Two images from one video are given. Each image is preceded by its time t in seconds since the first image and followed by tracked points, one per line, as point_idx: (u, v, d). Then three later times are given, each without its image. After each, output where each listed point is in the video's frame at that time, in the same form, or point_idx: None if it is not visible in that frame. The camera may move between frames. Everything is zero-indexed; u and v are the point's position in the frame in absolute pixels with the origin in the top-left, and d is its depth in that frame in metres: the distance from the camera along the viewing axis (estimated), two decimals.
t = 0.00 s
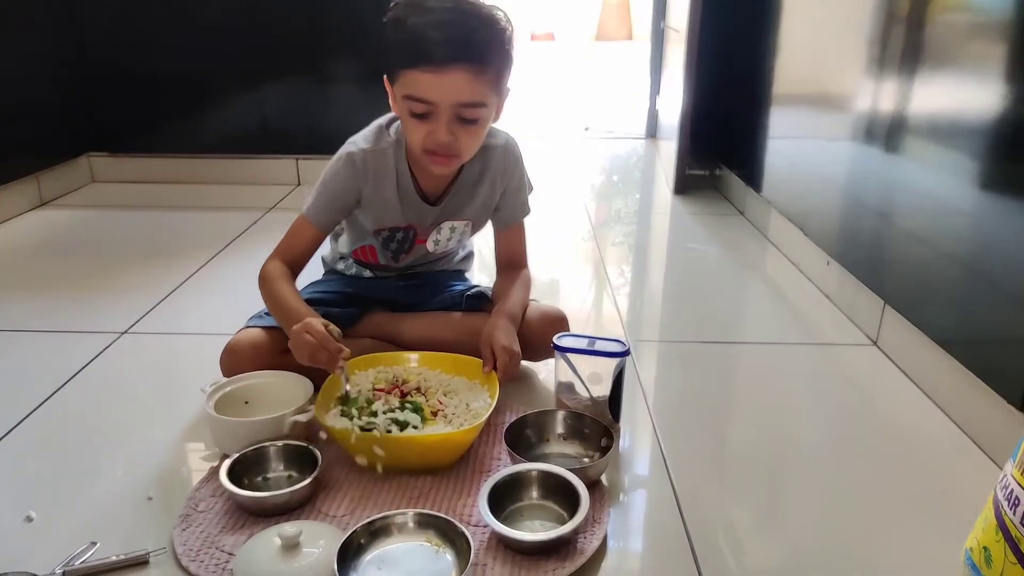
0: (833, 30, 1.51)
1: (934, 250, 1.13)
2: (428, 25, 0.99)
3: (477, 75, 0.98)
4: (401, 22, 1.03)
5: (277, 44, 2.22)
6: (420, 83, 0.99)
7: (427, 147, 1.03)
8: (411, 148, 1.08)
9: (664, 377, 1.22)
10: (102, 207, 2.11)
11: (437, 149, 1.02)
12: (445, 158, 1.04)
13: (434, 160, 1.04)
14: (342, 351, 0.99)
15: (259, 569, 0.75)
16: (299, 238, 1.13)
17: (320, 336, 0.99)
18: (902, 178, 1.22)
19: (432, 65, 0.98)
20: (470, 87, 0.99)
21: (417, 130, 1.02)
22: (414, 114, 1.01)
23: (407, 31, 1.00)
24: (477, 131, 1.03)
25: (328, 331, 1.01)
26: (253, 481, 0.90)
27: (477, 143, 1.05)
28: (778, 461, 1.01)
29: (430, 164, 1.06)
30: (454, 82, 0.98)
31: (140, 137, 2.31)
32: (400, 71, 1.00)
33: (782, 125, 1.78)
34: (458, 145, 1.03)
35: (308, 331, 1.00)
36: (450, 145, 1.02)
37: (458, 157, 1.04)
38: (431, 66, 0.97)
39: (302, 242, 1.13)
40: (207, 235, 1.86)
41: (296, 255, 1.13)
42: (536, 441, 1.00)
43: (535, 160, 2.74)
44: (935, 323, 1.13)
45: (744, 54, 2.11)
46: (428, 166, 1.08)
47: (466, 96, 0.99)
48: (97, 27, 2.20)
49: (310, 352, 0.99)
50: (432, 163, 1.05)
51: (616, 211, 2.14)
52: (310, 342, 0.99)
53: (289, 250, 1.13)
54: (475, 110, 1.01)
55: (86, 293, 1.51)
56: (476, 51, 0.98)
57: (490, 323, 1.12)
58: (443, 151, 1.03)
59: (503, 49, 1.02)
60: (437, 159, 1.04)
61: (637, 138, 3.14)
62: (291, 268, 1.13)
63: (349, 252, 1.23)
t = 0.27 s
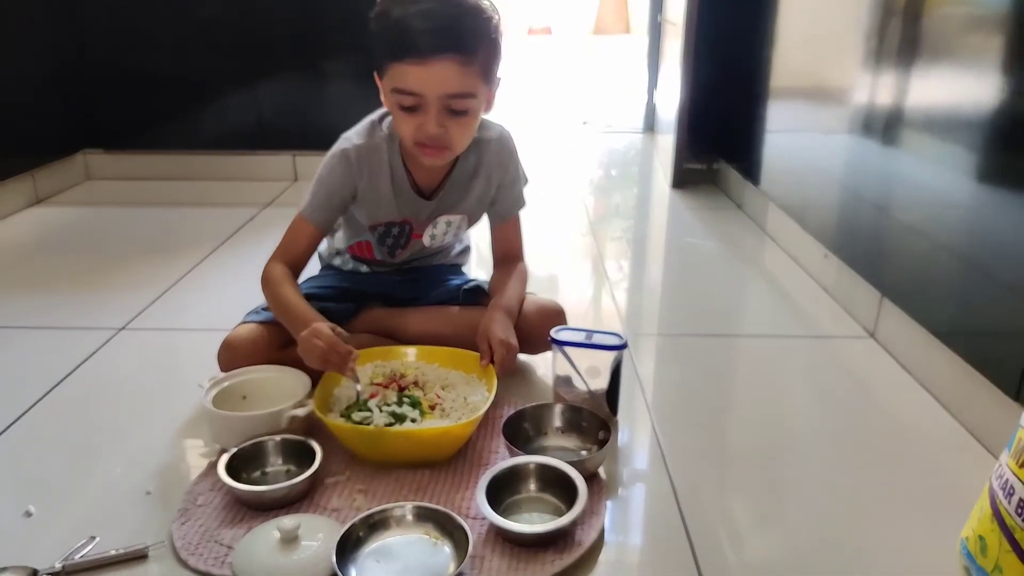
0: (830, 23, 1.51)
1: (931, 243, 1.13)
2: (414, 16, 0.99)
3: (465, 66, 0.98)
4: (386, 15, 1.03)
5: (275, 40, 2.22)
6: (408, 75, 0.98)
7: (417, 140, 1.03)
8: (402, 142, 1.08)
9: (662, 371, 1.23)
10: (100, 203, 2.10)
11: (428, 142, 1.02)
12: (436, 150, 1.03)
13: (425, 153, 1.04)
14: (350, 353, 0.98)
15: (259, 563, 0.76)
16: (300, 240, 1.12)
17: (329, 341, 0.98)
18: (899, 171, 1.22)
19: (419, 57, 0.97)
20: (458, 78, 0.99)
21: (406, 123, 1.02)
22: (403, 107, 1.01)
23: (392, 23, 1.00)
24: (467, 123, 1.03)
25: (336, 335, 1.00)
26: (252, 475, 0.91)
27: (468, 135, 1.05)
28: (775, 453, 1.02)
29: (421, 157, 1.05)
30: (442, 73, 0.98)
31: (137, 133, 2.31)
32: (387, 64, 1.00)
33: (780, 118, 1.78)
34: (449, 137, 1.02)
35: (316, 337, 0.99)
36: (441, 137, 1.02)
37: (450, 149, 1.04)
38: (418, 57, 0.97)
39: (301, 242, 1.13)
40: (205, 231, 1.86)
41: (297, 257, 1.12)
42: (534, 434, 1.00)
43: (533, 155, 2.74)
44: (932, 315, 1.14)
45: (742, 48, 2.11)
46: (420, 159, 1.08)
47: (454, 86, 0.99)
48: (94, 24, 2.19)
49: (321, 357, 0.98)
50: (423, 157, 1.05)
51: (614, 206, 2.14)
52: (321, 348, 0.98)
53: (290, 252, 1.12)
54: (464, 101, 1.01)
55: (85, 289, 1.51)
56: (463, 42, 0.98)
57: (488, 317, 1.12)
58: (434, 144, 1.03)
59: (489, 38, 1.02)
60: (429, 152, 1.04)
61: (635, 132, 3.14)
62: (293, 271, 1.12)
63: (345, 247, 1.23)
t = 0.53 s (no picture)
0: (826, 19, 1.52)
1: (923, 238, 1.14)
2: (411, 11, 0.99)
3: (461, 61, 0.99)
4: (382, 9, 1.03)
5: (272, 32, 2.22)
6: (404, 70, 0.99)
7: (414, 134, 1.04)
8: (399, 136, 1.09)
9: (656, 363, 1.24)
10: (96, 194, 2.11)
11: (425, 136, 1.03)
12: (433, 145, 1.04)
13: (422, 147, 1.05)
14: (343, 323, 1.00)
15: (258, 550, 0.77)
16: (297, 231, 1.14)
17: (321, 313, 1.00)
18: (892, 166, 1.23)
19: (415, 52, 0.98)
20: (455, 73, 0.99)
21: (404, 118, 1.03)
22: (401, 102, 1.02)
23: (389, 18, 1.01)
24: (464, 117, 1.04)
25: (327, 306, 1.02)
26: (250, 464, 0.92)
27: (465, 129, 1.06)
28: (767, 444, 1.03)
29: (418, 151, 1.06)
30: (439, 68, 0.99)
31: (134, 125, 2.31)
32: (384, 59, 1.01)
33: (775, 113, 1.79)
34: (446, 131, 1.03)
35: (308, 310, 1.01)
36: (438, 131, 1.03)
37: (446, 143, 1.05)
38: (415, 52, 0.98)
39: (298, 234, 1.14)
40: (202, 222, 1.87)
41: (294, 246, 1.14)
42: (529, 424, 1.01)
43: (530, 149, 2.75)
44: (922, 309, 1.15)
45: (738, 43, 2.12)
46: (417, 153, 1.09)
47: (451, 81, 1.00)
48: (91, 14, 2.19)
49: (315, 329, 1.00)
50: (420, 151, 1.06)
51: (609, 200, 2.15)
52: (314, 320, 1.00)
53: (286, 242, 1.14)
54: (460, 95, 1.01)
55: (82, 279, 1.51)
56: (459, 37, 0.99)
57: (484, 309, 1.13)
58: (431, 138, 1.04)
59: (486, 33, 1.03)
60: (426, 146, 1.05)
61: (631, 126, 3.15)
62: (290, 259, 1.13)
63: (342, 240, 1.24)
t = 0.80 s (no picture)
0: (818, 15, 1.52)
1: (914, 233, 1.15)
2: (406, 16, 0.99)
3: (457, 66, 0.99)
4: (377, 12, 1.03)
5: (265, 32, 2.21)
6: (400, 75, 0.99)
7: (410, 137, 1.04)
8: (394, 137, 1.09)
9: (651, 359, 1.24)
10: (90, 194, 2.10)
11: (420, 139, 1.03)
12: (428, 148, 1.05)
13: (417, 150, 1.06)
14: (352, 293, 1.02)
15: (256, 550, 0.77)
16: (293, 231, 1.14)
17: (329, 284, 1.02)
18: (883, 162, 1.24)
19: (411, 58, 0.98)
20: (451, 78, 0.99)
21: (399, 121, 1.03)
22: (396, 106, 1.02)
23: (384, 22, 1.00)
24: (459, 120, 1.04)
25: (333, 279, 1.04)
26: (247, 463, 0.92)
27: (459, 131, 1.06)
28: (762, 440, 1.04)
29: (413, 153, 1.07)
30: (435, 74, 0.99)
31: (127, 124, 2.30)
32: (379, 63, 1.01)
33: (768, 109, 1.79)
34: (441, 134, 1.04)
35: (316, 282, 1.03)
36: (433, 134, 1.03)
37: (441, 145, 1.05)
38: (411, 58, 0.98)
39: (294, 235, 1.14)
40: (196, 222, 1.86)
41: (289, 245, 1.14)
42: (525, 421, 1.02)
43: (524, 146, 2.75)
44: (915, 304, 1.16)
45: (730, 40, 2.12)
46: (412, 154, 1.10)
47: (447, 86, 1.00)
48: (83, 14, 2.18)
49: (325, 300, 1.02)
50: (415, 153, 1.06)
51: (603, 196, 2.15)
52: (322, 292, 1.02)
53: (281, 240, 1.14)
54: (456, 100, 1.02)
55: (77, 279, 1.51)
56: (455, 42, 0.99)
57: (479, 307, 1.13)
58: (426, 141, 1.04)
59: (481, 38, 1.03)
60: (421, 149, 1.05)
61: (625, 123, 3.15)
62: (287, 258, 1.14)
63: (337, 239, 1.24)
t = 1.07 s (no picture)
0: (820, 17, 1.51)
1: (918, 237, 1.14)
2: (416, 24, 0.98)
3: (468, 77, 0.98)
4: (384, 16, 1.01)
5: (263, 28, 2.20)
6: (410, 84, 0.98)
7: (417, 144, 1.03)
8: (401, 142, 1.08)
9: (654, 362, 1.23)
10: (88, 190, 2.09)
11: (428, 147, 1.03)
12: (435, 155, 1.04)
13: (424, 156, 1.05)
14: (389, 335, 0.99)
15: (257, 555, 0.76)
16: (301, 238, 1.12)
17: (368, 324, 0.99)
18: (886, 165, 1.23)
19: (422, 68, 0.97)
20: (461, 89, 0.98)
21: (407, 128, 1.02)
22: (405, 114, 1.01)
23: (393, 29, 0.99)
24: (467, 128, 1.03)
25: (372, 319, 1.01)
26: (249, 466, 0.91)
27: (467, 138, 1.05)
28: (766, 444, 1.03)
29: (420, 158, 1.06)
30: (446, 85, 0.98)
31: (125, 120, 2.29)
32: (388, 71, 1.00)
33: (769, 111, 1.79)
34: (449, 142, 1.03)
35: (354, 321, 1.00)
36: (441, 143, 1.02)
37: (448, 152, 1.05)
38: (421, 68, 0.97)
39: (301, 241, 1.12)
40: (195, 220, 1.85)
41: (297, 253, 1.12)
42: (529, 425, 1.01)
43: (524, 146, 2.74)
44: (918, 308, 1.15)
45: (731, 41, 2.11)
46: (418, 159, 1.09)
47: (456, 97, 0.99)
48: (81, 9, 2.17)
49: (361, 340, 0.99)
50: (422, 159, 1.05)
51: (603, 197, 2.14)
52: (360, 332, 0.99)
53: (289, 249, 1.12)
54: (465, 109, 1.01)
55: (75, 277, 1.50)
56: (466, 52, 0.98)
57: (482, 310, 1.12)
58: (433, 148, 1.03)
59: (492, 46, 1.02)
60: (428, 156, 1.05)
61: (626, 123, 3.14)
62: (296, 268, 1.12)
63: (340, 240, 1.23)
